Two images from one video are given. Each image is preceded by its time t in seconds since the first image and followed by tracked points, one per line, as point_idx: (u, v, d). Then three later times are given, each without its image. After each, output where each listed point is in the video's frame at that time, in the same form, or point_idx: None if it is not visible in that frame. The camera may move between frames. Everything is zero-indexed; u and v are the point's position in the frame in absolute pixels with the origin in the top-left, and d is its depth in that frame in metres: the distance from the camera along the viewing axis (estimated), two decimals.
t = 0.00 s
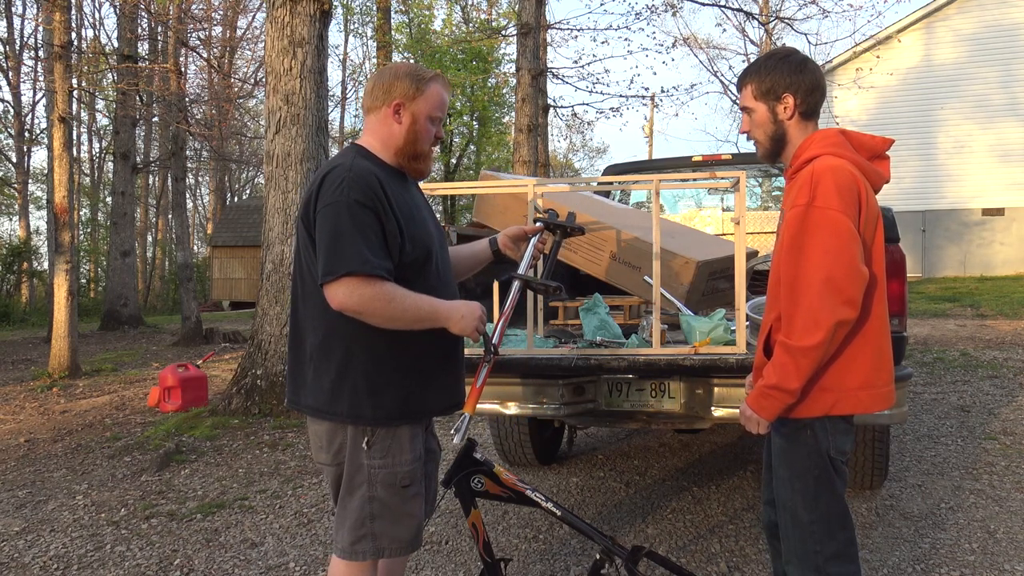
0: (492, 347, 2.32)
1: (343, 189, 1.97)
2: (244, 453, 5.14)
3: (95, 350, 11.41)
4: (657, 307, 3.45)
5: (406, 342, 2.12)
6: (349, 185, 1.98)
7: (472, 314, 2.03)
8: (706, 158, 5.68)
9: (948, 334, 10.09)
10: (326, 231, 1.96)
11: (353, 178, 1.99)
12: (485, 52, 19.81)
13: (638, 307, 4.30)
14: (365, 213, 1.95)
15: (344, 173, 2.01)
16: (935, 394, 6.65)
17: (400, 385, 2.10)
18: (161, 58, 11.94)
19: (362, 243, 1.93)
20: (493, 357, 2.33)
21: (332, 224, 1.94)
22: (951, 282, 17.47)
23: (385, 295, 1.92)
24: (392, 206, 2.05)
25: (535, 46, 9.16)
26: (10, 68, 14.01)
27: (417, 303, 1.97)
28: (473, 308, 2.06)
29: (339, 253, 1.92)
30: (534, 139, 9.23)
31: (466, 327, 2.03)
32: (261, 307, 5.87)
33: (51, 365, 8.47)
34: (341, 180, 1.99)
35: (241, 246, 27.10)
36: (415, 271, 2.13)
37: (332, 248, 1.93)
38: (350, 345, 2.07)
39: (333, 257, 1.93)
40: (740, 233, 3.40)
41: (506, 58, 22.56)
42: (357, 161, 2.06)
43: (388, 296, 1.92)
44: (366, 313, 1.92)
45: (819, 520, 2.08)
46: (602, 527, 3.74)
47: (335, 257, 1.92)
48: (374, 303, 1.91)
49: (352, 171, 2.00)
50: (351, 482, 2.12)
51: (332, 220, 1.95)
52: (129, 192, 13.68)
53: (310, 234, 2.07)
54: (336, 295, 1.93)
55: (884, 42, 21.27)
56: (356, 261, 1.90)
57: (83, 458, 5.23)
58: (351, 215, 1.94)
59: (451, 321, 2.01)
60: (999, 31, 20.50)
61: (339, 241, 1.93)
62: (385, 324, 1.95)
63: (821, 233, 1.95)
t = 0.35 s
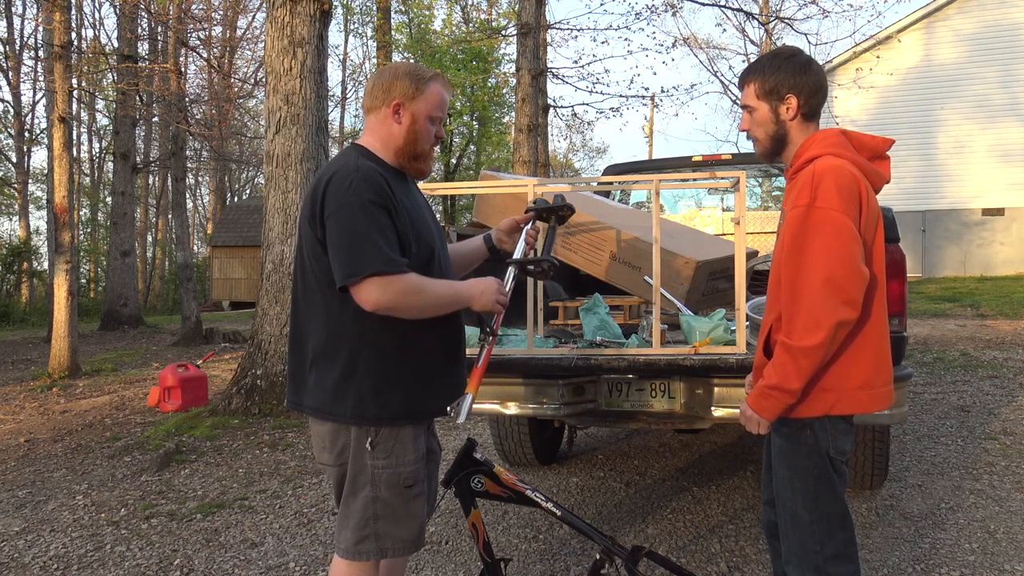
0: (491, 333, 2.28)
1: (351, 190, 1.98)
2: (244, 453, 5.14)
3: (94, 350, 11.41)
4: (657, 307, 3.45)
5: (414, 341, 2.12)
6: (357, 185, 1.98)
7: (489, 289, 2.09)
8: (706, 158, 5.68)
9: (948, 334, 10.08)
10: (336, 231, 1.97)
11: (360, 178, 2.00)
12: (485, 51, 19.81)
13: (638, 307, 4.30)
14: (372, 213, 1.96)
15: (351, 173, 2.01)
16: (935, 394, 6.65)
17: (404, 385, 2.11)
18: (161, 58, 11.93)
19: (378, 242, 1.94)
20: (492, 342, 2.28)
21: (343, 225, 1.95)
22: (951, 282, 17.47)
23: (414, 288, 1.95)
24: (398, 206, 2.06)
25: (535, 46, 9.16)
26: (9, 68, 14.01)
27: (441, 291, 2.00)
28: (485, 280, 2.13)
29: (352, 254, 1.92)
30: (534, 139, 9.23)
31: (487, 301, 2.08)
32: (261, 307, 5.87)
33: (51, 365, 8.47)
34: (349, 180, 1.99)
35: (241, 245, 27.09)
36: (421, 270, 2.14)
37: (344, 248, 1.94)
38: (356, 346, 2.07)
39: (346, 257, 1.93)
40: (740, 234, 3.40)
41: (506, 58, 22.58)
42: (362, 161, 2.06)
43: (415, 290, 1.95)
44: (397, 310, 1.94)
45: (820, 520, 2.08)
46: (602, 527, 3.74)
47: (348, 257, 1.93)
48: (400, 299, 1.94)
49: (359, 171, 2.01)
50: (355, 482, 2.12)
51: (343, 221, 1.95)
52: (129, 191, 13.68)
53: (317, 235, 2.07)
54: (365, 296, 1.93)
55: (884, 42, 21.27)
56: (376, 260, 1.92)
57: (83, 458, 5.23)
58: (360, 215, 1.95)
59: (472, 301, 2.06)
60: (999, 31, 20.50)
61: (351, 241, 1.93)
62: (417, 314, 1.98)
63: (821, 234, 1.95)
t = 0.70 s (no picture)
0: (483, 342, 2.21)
1: (361, 189, 1.99)
2: (244, 453, 5.14)
3: (94, 350, 11.41)
4: (657, 307, 3.46)
5: (416, 340, 2.12)
6: (366, 185, 1.99)
7: (502, 295, 2.13)
8: (707, 158, 5.68)
9: (948, 334, 10.09)
10: (348, 229, 1.97)
11: (369, 178, 2.01)
12: (485, 52, 19.81)
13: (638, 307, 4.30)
14: (381, 212, 1.97)
15: (360, 172, 2.02)
16: (935, 394, 6.65)
17: (407, 383, 2.11)
18: (161, 58, 11.92)
19: (395, 241, 1.95)
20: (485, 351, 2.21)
21: (354, 224, 1.96)
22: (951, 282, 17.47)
23: (445, 282, 1.97)
24: (403, 205, 2.06)
25: (535, 46, 9.16)
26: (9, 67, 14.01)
27: (468, 290, 2.03)
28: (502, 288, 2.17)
29: (368, 252, 1.93)
30: (534, 139, 9.23)
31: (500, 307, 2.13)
32: (261, 307, 5.87)
33: (51, 365, 8.47)
34: (358, 179, 2.00)
35: (241, 246, 27.09)
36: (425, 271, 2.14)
37: (358, 247, 1.95)
38: (359, 346, 2.07)
39: (361, 255, 1.94)
40: (740, 234, 3.40)
41: (506, 58, 22.57)
42: (370, 160, 2.07)
43: (447, 287, 1.97)
44: (429, 305, 1.95)
45: (820, 520, 2.08)
46: (602, 527, 3.74)
47: (364, 255, 1.94)
48: (437, 293, 1.95)
49: (369, 170, 2.02)
50: (354, 482, 2.12)
51: (355, 220, 1.96)
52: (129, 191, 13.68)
53: (323, 234, 2.07)
54: (399, 291, 1.94)
55: (884, 42, 21.27)
56: (403, 255, 1.94)
57: (83, 458, 5.23)
58: (372, 213, 1.96)
59: (489, 303, 2.10)
60: (999, 31, 20.50)
61: (364, 239, 1.94)
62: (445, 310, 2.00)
63: (823, 234, 1.95)
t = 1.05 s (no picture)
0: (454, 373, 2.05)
1: (371, 187, 1.98)
2: (244, 453, 5.14)
3: (94, 350, 11.41)
4: (657, 307, 3.46)
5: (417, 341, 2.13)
6: (375, 184, 1.99)
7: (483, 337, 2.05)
8: (707, 158, 5.68)
9: (948, 334, 10.08)
10: (355, 227, 1.97)
11: (378, 177, 2.00)
12: (485, 52, 19.81)
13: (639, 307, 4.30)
14: (389, 211, 1.97)
15: (370, 170, 2.02)
16: (935, 394, 6.65)
17: (408, 383, 2.12)
18: (161, 58, 11.92)
19: (400, 243, 1.95)
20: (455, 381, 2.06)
21: (362, 222, 1.95)
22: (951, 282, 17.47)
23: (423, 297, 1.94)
24: (411, 205, 2.07)
25: (535, 46, 9.16)
26: (9, 68, 14.01)
27: (447, 315, 1.98)
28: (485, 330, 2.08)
29: (374, 252, 1.92)
30: (534, 139, 9.23)
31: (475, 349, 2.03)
32: (261, 307, 5.87)
33: (51, 365, 8.47)
34: (368, 179, 2.00)
35: (241, 246, 27.09)
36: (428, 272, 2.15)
37: (363, 245, 1.94)
38: (362, 346, 2.08)
39: (364, 254, 1.93)
40: (740, 234, 3.40)
41: (506, 58, 22.56)
42: (381, 159, 2.07)
43: (428, 301, 1.94)
44: (403, 315, 1.94)
45: (820, 520, 2.08)
46: (602, 527, 3.74)
47: (366, 254, 1.93)
48: (413, 304, 1.93)
49: (380, 169, 2.01)
50: (355, 481, 2.12)
51: (363, 218, 1.96)
52: (129, 191, 13.70)
53: (331, 231, 2.07)
54: (379, 291, 1.93)
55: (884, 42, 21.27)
56: (403, 258, 1.93)
57: (83, 458, 5.23)
58: (382, 213, 1.96)
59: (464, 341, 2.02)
60: (999, 31, 20.51)
61: (369, 238, 1.94)
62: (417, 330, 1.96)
63: (825, 233, 1.95)
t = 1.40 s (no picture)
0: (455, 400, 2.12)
1: (381, 186, 1.99)
2: (244, 453, 5.14)
3: (94, 351, 11.41)
4: (657, 307, 3.46)
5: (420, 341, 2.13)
6: (386, 182, 2.00)
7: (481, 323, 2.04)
8: (707, 158, 5.68)
9: (948, 334, 10.09)
10: (363, 223, 1.97)
11: (390, 176, 2.01)
12: (485, 51, 19.81)
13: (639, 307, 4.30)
14: (396, 210, 1.97)
15: (380, 170, 2.02)
16: (935, 394, 6.65)
17: (409, 380, 2.11)
18: (161, 58, 11.91)
19: (403, 239, 1.95)
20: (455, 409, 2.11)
21: (369, 220, 1.96)
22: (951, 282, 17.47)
23: (417, 290, 1.93)
24: (420, 206, 2.07)
25: (535, 46, 9.15)
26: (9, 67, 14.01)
27: (443, 304, 1.98)
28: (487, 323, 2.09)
29: (380, 247, 1.93)
30: (534, 139, 9.23)
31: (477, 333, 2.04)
32: (261, 306, 5.87)
33: (51, 365, 8.47)
34: (379, 177, 2.00)
35: (240, 246, 27.08)
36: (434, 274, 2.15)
37: (368, 243, 1.94)
38: (364, 343, 2.08)
39: (366, 250, 1.93)
40: (739, 234, 3.40)
41: (506, 58, 22.55)
42: (392, 159, 2.08)
43: (422, 291, 1.94)
44: (394, 307, 1.93)
45: (820, 520, 2.08)
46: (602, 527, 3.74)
47: (371, 252, 1.93)
48: (406, 297, 1.93)
49: (393, 168, 2.02)
50: (353, 479, 2.12)
51: (372, 215, 1.96)
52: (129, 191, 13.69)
53: (340, 228, 2.07)
54: (373, 288, 1.93)
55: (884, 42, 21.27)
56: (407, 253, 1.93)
57: (83, 459, 5.23)
58: (392, 212, 1.96)
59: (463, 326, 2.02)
60: (999, 31, 20.51)
61: (373, 236, 1.94)
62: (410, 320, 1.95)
63: (824, 234, 1.95)
